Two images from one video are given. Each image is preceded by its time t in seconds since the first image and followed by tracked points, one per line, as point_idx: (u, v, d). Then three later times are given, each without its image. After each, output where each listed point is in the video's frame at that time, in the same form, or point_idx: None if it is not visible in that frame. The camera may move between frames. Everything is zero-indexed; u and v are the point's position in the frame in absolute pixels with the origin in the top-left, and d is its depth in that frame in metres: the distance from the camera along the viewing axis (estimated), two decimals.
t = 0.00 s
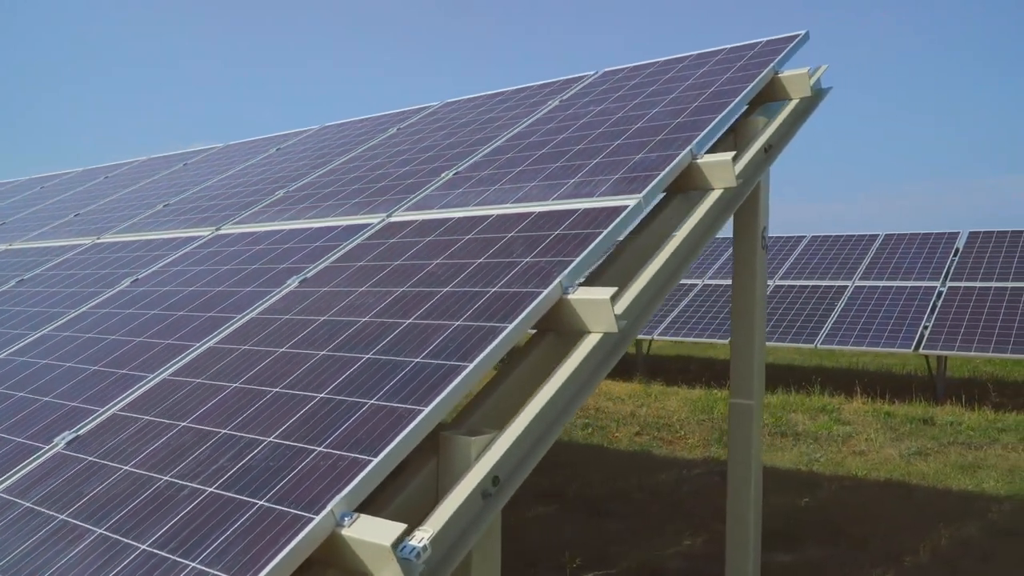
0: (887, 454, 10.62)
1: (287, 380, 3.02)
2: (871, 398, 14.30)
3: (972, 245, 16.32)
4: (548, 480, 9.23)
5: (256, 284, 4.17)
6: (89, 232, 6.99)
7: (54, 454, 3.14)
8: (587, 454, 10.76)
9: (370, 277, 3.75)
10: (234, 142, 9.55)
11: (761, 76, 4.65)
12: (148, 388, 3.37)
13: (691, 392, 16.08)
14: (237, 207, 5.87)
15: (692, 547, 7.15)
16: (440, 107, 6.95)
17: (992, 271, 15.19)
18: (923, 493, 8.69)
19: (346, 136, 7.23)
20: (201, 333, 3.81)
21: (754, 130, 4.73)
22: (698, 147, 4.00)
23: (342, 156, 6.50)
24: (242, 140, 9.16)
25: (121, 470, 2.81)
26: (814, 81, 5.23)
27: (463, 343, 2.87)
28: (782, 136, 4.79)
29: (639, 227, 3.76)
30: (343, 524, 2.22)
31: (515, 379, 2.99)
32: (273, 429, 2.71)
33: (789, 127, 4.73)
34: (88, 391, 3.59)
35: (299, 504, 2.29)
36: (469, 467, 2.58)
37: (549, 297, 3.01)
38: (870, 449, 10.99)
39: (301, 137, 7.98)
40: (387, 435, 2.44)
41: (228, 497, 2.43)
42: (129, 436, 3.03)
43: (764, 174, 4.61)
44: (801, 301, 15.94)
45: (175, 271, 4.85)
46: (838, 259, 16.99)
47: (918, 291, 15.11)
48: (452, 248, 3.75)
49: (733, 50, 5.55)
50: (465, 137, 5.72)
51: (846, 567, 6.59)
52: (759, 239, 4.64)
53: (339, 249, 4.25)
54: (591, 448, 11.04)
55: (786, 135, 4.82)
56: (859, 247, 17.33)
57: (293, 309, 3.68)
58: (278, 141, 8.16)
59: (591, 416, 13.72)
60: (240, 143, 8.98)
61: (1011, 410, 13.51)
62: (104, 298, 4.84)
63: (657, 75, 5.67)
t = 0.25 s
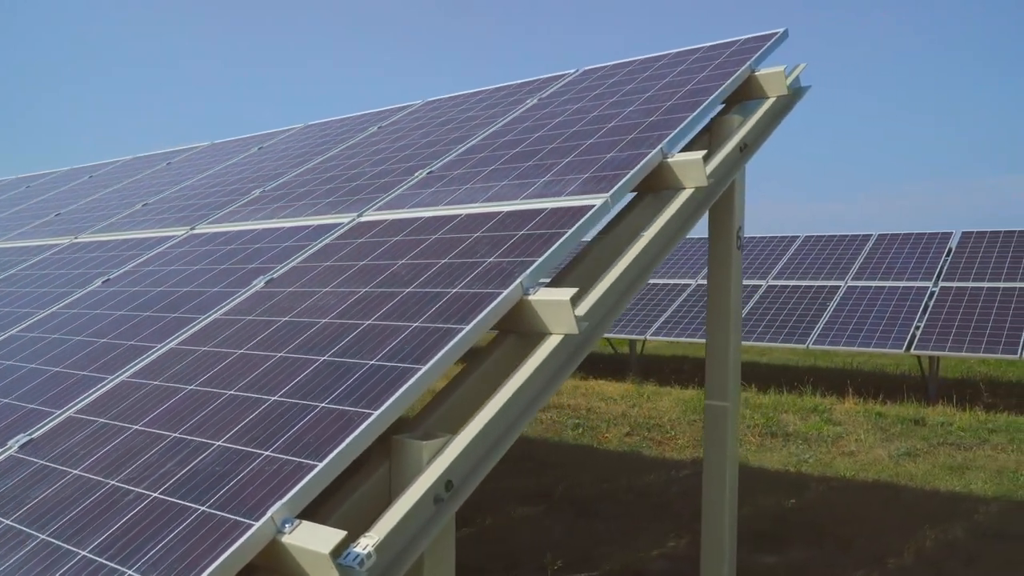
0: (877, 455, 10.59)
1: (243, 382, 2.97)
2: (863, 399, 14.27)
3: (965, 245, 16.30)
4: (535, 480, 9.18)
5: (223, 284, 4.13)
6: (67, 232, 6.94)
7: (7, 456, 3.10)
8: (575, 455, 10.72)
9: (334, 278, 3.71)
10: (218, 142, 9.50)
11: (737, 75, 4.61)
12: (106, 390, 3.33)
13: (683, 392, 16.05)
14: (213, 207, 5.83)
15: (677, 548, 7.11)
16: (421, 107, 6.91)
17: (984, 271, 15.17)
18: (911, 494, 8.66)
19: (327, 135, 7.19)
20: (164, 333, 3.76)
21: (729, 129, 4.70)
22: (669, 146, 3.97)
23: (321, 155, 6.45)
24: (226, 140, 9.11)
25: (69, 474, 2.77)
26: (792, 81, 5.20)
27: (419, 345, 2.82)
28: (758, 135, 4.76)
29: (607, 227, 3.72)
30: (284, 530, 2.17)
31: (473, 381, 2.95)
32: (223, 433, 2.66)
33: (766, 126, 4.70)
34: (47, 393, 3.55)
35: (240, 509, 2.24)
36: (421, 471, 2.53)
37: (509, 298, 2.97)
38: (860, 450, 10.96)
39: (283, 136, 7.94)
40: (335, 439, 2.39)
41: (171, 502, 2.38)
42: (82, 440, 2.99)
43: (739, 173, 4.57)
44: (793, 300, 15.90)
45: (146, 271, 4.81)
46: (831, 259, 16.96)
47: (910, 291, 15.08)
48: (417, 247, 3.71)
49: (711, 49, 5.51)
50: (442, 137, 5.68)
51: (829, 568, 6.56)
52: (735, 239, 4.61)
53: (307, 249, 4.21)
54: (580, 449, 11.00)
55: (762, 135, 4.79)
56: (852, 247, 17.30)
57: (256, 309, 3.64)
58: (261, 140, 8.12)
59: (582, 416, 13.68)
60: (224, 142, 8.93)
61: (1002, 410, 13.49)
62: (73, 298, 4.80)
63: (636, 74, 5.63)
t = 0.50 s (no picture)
0: (865, 456, 10.54)
1: (195, 383, 2.91)
2: (853, 399, 14.24)
3: (956, 245, 16.26)
4: (520, 483, 9.13)
5: (187, 284, 4.08)
6: (44, 233, 6.89)
7: None
8: (563, 457, 10.67)
9: (297, 278, 3.66)
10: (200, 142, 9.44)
11: (711, 73, 4.57)
12: (60, 393, 3.28)
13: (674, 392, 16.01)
14: (187, 207, 5.78)
15: (658, 551, 7.06)
16: (400, 107, 6.86)
17: (975, 271, 15.14)
18: (897, 496, 8.62)
19: (306, 135, 7.14)
20: (125, 334, 3.71)
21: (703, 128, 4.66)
22: (639, 144, 3.93)
23: (298, 155, 6.41)
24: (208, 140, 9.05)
25: (14, 479, 2.72)
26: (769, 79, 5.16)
27: (372, 346, 2.76)
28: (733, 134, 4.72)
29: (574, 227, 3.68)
30: (220, 537, 2.10)
31: (430, 383, 2.89)
32: (169, 436, 2.60)
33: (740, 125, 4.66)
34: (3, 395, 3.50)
35: (177, 515, 2.18)
36: (370, 474, 2.47)
37: (467, 298, 2.92)
38: (848, 450, 10.93)
39: (264, 136, 7.88)
40: (278, 443, 2.32)
41: (110, 507, 2.33)
42: (31, 443, 2.94)
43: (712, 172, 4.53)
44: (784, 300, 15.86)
45: (114, 272, 4.76)
46: (822, 259, 16.92)
47: (901, 291, 15.04)
48: (381, 247, 3.66)
49: (688, 47, 5.46)
50: (418, 136, 5.63)
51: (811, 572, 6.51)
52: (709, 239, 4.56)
53: (274, 249, 4.16)
54: (568, 451, 10.95)
55: (737, 134, 4.74)
56: (843, 247, 17.26)
57: (216, 310, 3.59)
58: (241, 140, 8.06)
59: (571, 417, 13.62)
60: (206, 143, 8.87)
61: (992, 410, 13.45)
62: (41, 299, 4.75)
63: (613, 73, 5.58)
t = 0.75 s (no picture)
0: (852, 457, 10.50)
1: (143, 386, 2.84)
2: (842, 399, 14.21)
3: (946, 245, 16.24)
4: (503, 486, 9.08)
5: (149, 285, 4.01)
6: (17, 235, 6.83)
7: None
8: (548, 459, 10.61)
9: (257, 279, 3.60)
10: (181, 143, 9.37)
11: (684, 70, 4.52)
12: (10, 396, 3.21)
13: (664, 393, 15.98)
14: (159, 208, 5.72)
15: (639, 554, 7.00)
16: (378, 106, 6.81)
17: (964, 271, 15.12)
18: (881, 498, 8.58)
19: (284, 135, 7.08)
20: (82, 336, 3.65)
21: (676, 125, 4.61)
22: (608, 143, 3.87)
23: (274, 155, 6.35)
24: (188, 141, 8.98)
25: None
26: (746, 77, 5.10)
27: (321, 348, 2.69)
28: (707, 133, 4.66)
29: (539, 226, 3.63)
30: (150, 545, 2.04)
31: (384, 385, 2.83)
32: (111, 440, 2.54)
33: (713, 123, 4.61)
34: None
35: (107, 522, 2.12)
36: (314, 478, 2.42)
37: (421, 298, 2.86)
38: (835, 451, 10.89)
39: (243, 137, 7.82)
40: (216, 448, 2.26)
41: (42, 513, 2.27)
42: None
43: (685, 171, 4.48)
44: (774, 300, 15.82)
45: (79, 273, 4.70)
46: (812, 260, 16.89)
47: (890, 291, 15.02)
48: (342, 247, 3.60)
49: (664, 45, 5.41)
50: (391, 135, 5.58)
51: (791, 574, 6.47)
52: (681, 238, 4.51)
53: (237, 249, 4.10)
54: (553, 453, 10.90)
55: (710, 132, 4.69)
56: (833, 247, 17.24)
57: (174, 312, 3.52)
58: (220, 141, 8.00)
59: (560, 419, 13.57)
60: (185, 143, 8.80)
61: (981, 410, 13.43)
62: (5, 300, 4.69)
63: (588, 71, 5.53)
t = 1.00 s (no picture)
0: (834, 458, 10.47)
1: (75, 392, 2.79)
2: (827, 400, 14.20)
3: (931, 245, 16.24)
4: (482, 488, 9.02)
5: (100, 287, 3.93)
6: None
7: None
8: (530, 461, 10.55)
9: (205, 281, 3.52)
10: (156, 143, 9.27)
11: (650, 67, 4.45)
12: None
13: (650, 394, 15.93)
14: (123, 209, 5.64)
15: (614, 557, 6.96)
16: (349, 105, 6.73)
17: (949, 271, 15.12)
18: (861, 499, 8.54)
19: (254, 135, 7.00)
20: (27, 339, 3.58)
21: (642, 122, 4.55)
22: (568, 140, 3.80)
23: (242, 155, 6.27)
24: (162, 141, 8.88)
25: None
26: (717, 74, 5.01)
27: (256, 350, 2.64)
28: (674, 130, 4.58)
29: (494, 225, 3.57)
30: (56, 558, 2.01)
31: (324, 388, 2.79)
32: (34, 448, 2.50)
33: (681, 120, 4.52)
34: None
35: (17, 535, 2.09)
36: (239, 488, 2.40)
37: (362, 300, 2.81)
38: (817, 452, 10.86)
39: (215, 136, 7.73)
40: (134, 457, 2.22)
41: None
42: None
43: (650, 169, 4.41)
44: (760, 300, 15.78)
45: (34, 275, 4.61)
46: (798, 260, 16.87)
47: (875, 291, 15.00)
48: (293, 248, 3.52)
49: (634, 42, 5.34)
50: (358, 134, 5.51)
51: None
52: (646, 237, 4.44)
53: (190, 250, 4.01)
54: (535, 455, 10.83)
55: (679, 129, 4.60)
56: (820, 247, 17.22)
57: (118, 316, 3.45)
58: (192, 141, 7.90)
59: (544, 420, 13.50)
60: (159, 144, 8.70)
61: (965, 410, 13.42)
62: None
63: (557, 69, 5.46)
